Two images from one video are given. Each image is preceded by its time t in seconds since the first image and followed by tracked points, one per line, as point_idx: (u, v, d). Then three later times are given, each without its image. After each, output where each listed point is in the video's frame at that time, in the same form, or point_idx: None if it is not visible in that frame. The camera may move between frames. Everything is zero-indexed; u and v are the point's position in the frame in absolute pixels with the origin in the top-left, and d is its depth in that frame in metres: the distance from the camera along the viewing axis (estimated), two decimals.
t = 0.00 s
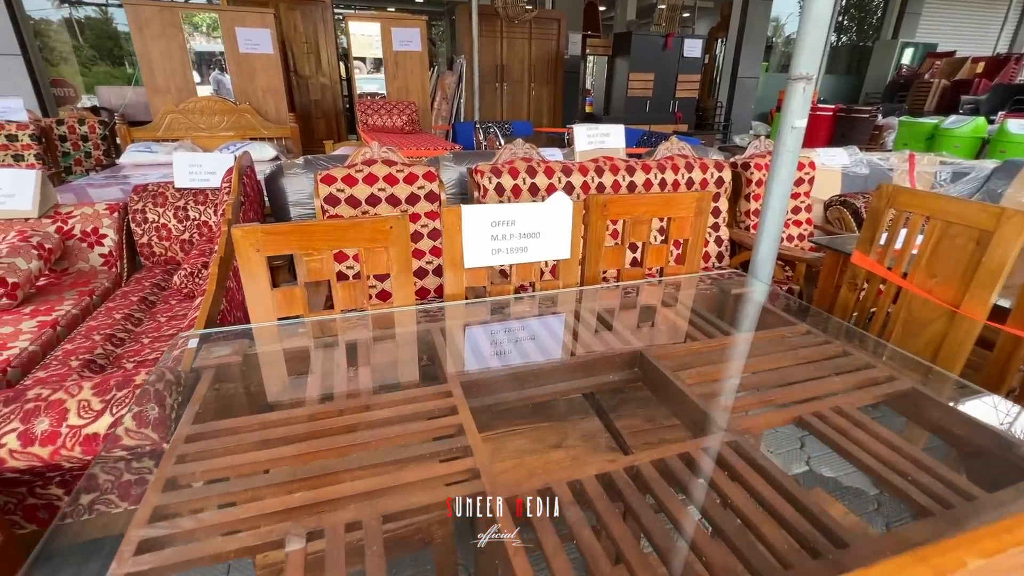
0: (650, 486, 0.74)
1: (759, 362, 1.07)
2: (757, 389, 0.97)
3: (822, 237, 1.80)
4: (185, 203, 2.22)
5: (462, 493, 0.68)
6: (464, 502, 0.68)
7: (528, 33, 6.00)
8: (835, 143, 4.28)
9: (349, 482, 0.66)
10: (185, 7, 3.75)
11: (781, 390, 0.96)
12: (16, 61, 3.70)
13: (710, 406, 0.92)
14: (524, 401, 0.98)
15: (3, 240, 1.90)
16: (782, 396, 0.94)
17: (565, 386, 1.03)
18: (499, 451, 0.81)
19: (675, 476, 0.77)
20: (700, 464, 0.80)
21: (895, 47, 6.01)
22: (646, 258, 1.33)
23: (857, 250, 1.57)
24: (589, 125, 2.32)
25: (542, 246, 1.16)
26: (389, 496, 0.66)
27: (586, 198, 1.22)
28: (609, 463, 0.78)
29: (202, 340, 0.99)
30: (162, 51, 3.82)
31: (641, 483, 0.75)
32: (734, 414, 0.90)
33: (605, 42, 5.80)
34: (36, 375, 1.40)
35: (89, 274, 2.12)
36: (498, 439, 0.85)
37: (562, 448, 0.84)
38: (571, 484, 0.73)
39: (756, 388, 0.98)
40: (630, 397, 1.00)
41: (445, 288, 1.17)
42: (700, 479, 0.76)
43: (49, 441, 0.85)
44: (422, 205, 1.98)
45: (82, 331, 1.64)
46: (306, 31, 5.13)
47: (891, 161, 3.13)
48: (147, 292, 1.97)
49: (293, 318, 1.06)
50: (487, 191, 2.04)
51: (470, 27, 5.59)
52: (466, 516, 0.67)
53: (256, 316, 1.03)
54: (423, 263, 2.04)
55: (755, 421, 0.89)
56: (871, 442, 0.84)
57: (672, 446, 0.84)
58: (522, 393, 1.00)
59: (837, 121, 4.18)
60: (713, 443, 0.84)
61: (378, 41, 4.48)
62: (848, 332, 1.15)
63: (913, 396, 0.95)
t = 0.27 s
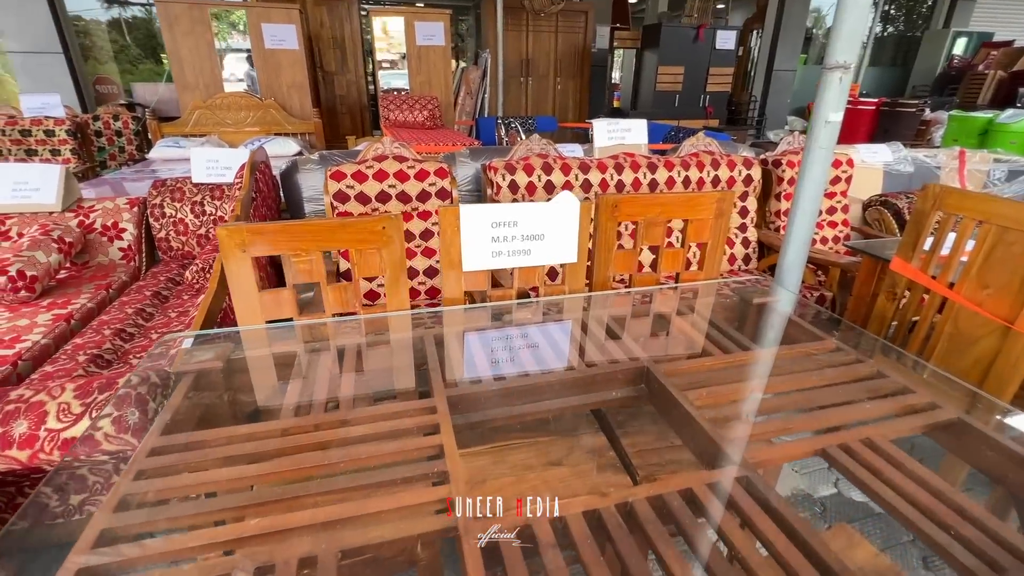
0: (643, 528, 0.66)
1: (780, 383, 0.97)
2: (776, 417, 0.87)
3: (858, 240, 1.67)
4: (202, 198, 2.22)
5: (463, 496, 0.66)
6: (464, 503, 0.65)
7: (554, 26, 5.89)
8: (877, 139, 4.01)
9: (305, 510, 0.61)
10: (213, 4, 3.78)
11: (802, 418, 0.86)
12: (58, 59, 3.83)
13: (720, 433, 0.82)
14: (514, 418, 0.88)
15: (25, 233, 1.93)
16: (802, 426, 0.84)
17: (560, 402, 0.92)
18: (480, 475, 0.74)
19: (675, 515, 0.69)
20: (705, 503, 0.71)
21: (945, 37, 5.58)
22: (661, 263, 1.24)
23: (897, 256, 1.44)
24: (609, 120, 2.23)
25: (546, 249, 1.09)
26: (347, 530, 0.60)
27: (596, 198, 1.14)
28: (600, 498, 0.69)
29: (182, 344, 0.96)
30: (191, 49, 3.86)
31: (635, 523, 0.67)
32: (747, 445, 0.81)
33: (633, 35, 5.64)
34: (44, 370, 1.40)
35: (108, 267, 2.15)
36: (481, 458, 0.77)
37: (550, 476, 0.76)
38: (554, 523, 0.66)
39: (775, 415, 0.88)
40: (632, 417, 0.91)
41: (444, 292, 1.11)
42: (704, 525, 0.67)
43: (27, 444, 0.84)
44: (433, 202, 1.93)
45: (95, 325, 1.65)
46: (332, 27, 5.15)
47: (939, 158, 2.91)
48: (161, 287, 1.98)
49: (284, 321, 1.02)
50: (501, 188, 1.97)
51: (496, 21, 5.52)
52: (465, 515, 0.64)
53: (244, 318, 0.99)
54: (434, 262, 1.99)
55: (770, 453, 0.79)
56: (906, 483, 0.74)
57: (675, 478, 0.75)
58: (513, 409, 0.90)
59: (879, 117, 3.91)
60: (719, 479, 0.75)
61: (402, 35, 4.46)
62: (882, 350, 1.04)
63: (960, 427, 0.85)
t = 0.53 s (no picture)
0: (611, 568, 0.60)
1: (788, 403, 0.88)
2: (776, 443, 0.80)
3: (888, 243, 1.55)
4: (214, 193, 2.20)
5: (464, 496, 0.69)
6: (465, 503, 0.67)
7: (578, 17, 5.75)
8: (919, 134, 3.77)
9: (242, 536, 0.58)
10: None
11: (806, 445, 0.78)
12: (93, 56, 3.92)
13: (711, 458, 0.74)
14: (491, 433, 0.83)
15: (43, 225, 1.97)
16: (806, 455, 0.76)
17: (542, 417, 0.86)
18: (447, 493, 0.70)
19: (648, 556, 0.62)
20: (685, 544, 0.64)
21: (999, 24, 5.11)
22: (666, 266, 1.16)
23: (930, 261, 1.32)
24: (624, 113, 2.13)
25: (540, 251, 1.03)
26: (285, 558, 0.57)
27: (595, 197, 1.07)
28: (566, 531, 0.63)
29: (159, 345, 0.94)
30: (214, 44, 3.84)
31: (605, 562, 0.61)
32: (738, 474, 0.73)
33: (660, 25, 5.46)
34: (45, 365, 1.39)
35: (122, 260, 2.19)
36: (444, 475, 0.72)
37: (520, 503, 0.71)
38: (513, 560, 0.60)
39: (776, 441, 0.80)
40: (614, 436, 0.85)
41: (433, 294, 1.06)
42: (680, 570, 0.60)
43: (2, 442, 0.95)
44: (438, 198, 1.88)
45: (101, 318, 1.66)
46: (355, 21, 5.14)
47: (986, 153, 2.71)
48: (169, 282, 2.00)
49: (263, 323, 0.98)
50: (508, 184, 1.90)
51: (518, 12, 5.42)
52: (466, 515, 0.66)
53: (222, 318, 0.95)
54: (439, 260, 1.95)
55: (766, 486, 0.71)
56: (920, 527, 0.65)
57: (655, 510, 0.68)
58: (489, 424, 0.85)
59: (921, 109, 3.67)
60: (703, 513, 0.68)
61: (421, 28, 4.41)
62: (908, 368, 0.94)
63: (990, 463, 0.75)
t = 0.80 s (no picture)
0: None
1: (787, 421, 0.82)
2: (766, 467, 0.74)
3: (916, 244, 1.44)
4: (225, 185, 2.23)
5: (464, 497, 0.71)
6: (463, 504, 0.70)
7: (601, 7, 5.63)
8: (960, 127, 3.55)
9: (189, 550, 0.56)
10: None
11: (801, 468, 0.72)
12: (121, 50, 4.04)
13: (695, 480, 0.69)
14: (469, 445, 0.80)
15: (60, 217, 2.02)
16: (798, 481, 0.71)
17: (524, 427, 0.82)
18: (441, 501, 0.70)
19: None
20: None
21: None
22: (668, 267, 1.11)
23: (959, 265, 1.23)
24: (638, 106, 2.06)
25: (532, 251, 0.99)
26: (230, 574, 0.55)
27: (592, 194, 1.02)
28: (526, 559, 0.59)
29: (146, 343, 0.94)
30: (235, 38, 3.87)
31: None
32: (720, 500, 0.69)
33: (685, 14, 5.30)
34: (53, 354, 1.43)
35: (137, 252, 2.23)
36: (435, 481, 0.73)
37: (483, 523, 0.67)
38: None
39: (766, 463, 0.75)
40: (594, 452, 0.81)
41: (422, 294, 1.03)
42: None
43: None
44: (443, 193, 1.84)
45: (110, 310, 1.69)
46: (375, 13, 5.13)
47: None
48: (179, 274, 2.02)
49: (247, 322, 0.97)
50: (516, 180, 1.85)
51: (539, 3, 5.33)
52: (466, 515, 0.68)
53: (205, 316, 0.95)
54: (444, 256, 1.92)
55: (748, 513, 0.67)
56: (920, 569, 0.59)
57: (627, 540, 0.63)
58: (468, 434, 0.81)
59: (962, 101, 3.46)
60: (680, 543, 0.62)
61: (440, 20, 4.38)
62: (929, 383, 0.87)
63: (1012, 497, 0.68)
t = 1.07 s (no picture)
0: None
1: (788, 428, 0.78)
2: (758, 478, 0.70)
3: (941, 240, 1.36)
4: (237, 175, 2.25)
5: (463, 496, 0.71)
6: (463, 503, 0.69)
7: None
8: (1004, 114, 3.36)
9: (145, 547, 0.57)
10: None
11: (797, 480, 0.68)
12: (146, 42, 4.05)
13: (680, 489, 0.65)
14: (452, 444, 0.78)
15: (77, 206, 2.06)
16: (792, 493, 0.67)
17: (509, 426, 0.80)
18: (442, 499, 0.70)
19: None
20: None
21: None
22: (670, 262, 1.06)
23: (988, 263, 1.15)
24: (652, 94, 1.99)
25: (526, 243, 0.95)
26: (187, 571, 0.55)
27: (591, 185, 0.98)
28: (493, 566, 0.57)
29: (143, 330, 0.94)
30: (253, 28, 3.88)
31: None
32: (706, 509, 0.65)
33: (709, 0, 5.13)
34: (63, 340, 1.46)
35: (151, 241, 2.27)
36: (431, 479, 0.72)
37: (482, 523, 0.67)
38: None
39: (760, 472, 0.71)
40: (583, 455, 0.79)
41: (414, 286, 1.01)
42: None
43: None
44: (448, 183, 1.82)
45: (121, 298, 1.72)
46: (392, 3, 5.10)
47: None
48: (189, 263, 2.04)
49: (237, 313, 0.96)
50: (523, 170, 1.81)
51: None
52: (465, 515, 0.68)
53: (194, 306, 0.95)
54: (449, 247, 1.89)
55: (735, 526, 0.63)
56: None
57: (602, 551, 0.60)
58: (452, 432, 0.79)
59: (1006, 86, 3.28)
60: (656, 556, 0.59)
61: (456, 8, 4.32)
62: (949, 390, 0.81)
63: None
